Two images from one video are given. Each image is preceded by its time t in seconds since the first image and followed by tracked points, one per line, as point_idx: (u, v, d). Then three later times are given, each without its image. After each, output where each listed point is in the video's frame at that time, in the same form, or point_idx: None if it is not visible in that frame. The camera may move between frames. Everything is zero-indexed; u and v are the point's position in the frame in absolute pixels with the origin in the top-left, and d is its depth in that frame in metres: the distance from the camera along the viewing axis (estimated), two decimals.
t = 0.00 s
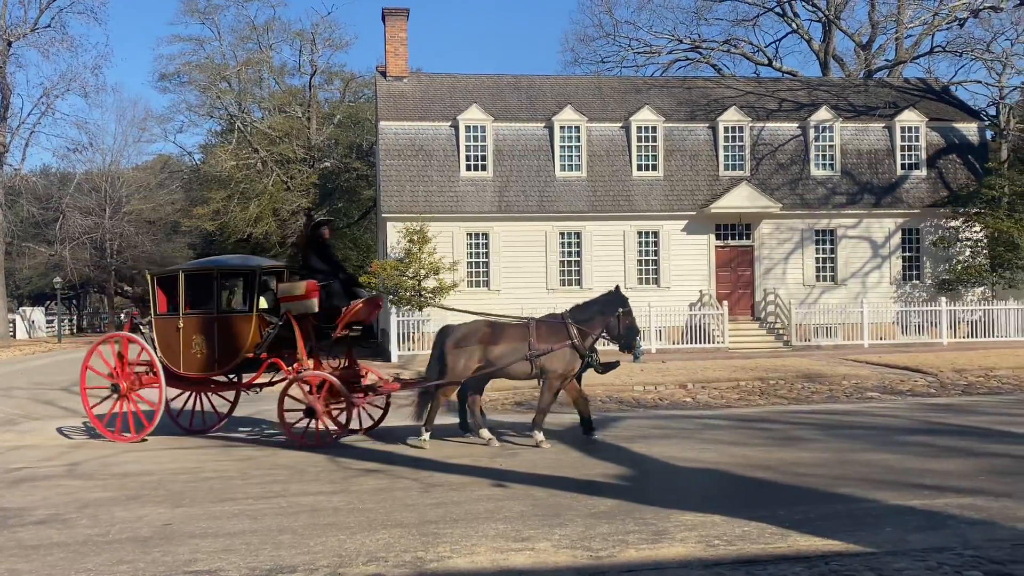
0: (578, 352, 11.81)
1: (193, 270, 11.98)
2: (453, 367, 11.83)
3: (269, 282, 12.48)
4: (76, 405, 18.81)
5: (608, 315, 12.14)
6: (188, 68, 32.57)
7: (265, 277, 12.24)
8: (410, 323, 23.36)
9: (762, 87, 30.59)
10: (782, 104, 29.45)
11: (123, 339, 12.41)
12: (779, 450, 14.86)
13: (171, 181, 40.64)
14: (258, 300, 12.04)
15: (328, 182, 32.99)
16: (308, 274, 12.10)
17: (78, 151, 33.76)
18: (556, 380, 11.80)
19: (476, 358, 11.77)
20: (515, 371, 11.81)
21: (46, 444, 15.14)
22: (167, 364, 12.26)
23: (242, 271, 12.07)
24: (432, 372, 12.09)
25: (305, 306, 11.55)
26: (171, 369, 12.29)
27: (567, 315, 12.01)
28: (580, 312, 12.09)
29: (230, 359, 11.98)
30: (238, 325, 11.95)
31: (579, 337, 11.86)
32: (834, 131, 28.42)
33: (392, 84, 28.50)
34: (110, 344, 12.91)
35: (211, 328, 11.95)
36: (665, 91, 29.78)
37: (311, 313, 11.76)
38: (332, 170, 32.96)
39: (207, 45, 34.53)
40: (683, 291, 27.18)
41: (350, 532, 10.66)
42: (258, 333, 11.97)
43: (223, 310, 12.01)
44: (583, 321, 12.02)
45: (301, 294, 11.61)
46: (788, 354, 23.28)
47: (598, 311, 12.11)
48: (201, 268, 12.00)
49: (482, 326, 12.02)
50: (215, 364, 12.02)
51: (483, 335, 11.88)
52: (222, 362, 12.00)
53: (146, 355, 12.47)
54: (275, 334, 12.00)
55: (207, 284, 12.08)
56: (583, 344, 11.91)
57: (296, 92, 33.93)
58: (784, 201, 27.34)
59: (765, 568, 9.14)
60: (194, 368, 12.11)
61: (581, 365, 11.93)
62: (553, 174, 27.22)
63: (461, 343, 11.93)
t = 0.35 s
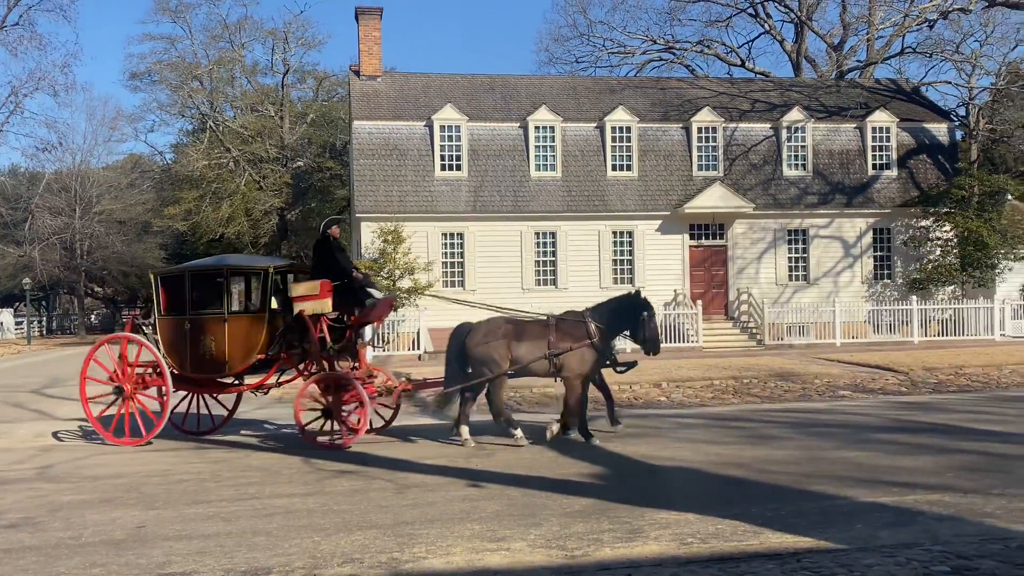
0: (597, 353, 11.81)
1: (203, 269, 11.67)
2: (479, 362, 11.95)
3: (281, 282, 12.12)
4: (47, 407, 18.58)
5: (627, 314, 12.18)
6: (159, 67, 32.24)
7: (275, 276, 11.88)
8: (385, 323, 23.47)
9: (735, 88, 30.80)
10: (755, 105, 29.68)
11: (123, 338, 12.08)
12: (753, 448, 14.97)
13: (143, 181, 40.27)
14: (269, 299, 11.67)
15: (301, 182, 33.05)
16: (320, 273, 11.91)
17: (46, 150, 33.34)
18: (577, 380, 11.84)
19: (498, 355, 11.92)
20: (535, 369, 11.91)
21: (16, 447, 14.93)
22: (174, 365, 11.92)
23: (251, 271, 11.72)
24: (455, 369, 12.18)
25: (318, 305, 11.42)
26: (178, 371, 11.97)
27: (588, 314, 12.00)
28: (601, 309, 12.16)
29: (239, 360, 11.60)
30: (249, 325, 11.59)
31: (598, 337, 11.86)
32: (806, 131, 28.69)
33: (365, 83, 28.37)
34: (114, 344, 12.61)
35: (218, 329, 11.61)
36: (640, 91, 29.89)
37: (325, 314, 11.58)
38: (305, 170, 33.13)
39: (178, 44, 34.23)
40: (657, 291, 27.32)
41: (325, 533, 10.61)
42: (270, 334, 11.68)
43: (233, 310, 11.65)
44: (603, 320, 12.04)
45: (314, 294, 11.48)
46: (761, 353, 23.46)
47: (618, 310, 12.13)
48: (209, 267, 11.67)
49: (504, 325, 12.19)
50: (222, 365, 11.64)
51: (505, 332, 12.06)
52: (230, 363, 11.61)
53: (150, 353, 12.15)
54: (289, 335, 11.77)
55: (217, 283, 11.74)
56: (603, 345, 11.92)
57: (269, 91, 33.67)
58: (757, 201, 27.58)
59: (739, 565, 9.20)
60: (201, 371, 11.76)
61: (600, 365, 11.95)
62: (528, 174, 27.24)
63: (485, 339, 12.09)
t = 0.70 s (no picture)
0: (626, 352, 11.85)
1: (216, 268, 11.28)
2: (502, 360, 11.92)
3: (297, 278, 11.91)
4: (22, 409, 18.40)
5: (655, 314, 12.20)
6: (134, 67, 32.00)
7: (293, 279, 11.72)
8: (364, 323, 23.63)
9: (710, 89, 31.05)
10: (730, 106, 29.95)
11: (128, 338, 11.73)
12: (728, 445, 15.13)
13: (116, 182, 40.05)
14: (287, 304, 11.51)
15: (278, 182, 33.06)
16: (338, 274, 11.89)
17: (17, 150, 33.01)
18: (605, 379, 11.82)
19: (521, 351, 11.92)
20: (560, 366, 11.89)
21: None
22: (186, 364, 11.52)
23: (270, 271, 11.47)
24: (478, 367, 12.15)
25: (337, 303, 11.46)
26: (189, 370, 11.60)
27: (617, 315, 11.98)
28: (630, 308, 12.11)
29: (257, 361, 11.38)
30: (267, 326, 11.37)
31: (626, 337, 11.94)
32: (780, 133, 29.05)
33: (342, 83, 28.31)
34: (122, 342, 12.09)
35: (236, 328, 11.32)
36: (616, 92, 30.07)
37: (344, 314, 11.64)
38: (282, 170, 33.05)
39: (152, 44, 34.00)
40: (634, 291, 27.48)
41: (304, 533, 10.61)
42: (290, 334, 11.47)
43: (250, 311, 11.36)
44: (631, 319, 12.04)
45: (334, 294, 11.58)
46: (736, 352, 23.69)
47: (646, 309, 12.15)
48: (224, 267, 11.28)
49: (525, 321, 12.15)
50: (239, 366, 11.41)
51: (532, 329, 12.01)
52: (248, 364, 11.39)
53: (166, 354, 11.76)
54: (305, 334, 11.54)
55: (232, 282, 11.37)
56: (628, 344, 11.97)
57: (244, 92, 33.52)
58: (732, 202, 27.84)
59: (715, 560, 9.31)
60: (215, 371, 11.44)
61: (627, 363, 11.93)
62: (505, 175, 27.33)
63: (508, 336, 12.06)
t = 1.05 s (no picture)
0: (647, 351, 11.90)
1: (235, 268, 11.37)
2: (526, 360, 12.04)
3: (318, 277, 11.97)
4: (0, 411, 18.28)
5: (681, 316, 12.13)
6: (113, 67, 31.83)
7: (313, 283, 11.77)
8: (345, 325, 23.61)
9: (690, 91, 31.23)
10: (710, 108, 30.15)
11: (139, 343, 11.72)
12: (707, 446, 15.23)
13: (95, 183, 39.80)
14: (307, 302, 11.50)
15: (258, 183, 32.84)
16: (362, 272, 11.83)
17: None
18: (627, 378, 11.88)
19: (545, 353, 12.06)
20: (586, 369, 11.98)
21: None
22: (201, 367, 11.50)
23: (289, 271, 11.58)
24: (502, 368, 12.34)
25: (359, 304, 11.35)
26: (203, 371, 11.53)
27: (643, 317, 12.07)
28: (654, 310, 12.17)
29: (276, 361, 11.33)
30: (286, 325, 11.34)
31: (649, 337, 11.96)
32: (759, 135, 29.28)
33: (323, 84, 28.27)
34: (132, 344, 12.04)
35: (253, 326, 11.31)
36: (597, 94, 30.19)
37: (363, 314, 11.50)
38: (262, 171, 32.80)
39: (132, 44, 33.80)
40: (615, 292, 27.60)
41: (284, 534, 10.61)
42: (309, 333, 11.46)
43: (270, 310, 11.42)
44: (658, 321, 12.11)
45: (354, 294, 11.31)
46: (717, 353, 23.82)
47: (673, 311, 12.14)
48: (243, 266, 11.38)
49: (555, 324, 12.23)
50: (258, 366, 11.36)
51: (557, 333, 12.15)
52: (267, 364, 11.35)
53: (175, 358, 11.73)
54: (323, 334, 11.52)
55: (251, 283, 11.45)
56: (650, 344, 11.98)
57: (225, 92, 33.43)
58: (711, 204, 28.03)
59: (693, 559, 9.38)
60: (232, 370, 11.40)
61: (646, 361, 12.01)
62: (487, 176, 27.38)
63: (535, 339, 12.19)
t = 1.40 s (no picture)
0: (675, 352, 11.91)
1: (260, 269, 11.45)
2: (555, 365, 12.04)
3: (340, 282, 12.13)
4: None
5: (707, 316, 12.15)
6: (97, 68, 31.67)
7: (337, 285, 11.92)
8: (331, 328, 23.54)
9: (676, 97, 31.36)
10: (695, 114, 30.28)
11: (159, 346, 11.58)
12: (691, 450, 15.28)
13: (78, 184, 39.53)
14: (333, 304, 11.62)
15: (243, 185, 32.94)
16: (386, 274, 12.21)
17: None
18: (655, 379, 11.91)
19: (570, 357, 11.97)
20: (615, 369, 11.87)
21: None
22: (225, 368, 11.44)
23: (313, 272, 11.76)
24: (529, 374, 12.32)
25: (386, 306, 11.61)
26: (225, 374, 11.50)
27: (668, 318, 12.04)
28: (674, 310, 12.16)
29: (303, 362, 11.34)
30: (313, 326, 11.37)
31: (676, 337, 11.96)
32: (744, 141, 29.42)
33: (309, 87, 28.20)
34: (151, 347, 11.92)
35: (279, 327, 11.29)
36: (582, 99, 30.26)
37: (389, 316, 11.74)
38: (247, 173, 32.88)
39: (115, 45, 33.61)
40: (600, 296, 27.66)
41: (267, 539, 10.57)
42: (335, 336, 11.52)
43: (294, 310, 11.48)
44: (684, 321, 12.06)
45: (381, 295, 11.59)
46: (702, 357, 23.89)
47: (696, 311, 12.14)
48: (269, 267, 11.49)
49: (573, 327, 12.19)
50: (283, 367, 11.35)
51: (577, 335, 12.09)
52: (293, 365, 11.35)
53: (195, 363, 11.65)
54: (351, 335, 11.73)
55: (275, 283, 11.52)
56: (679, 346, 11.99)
57: (209, 94, 33.35)
58: (696, 208, 28.14)
59: (676, 564, 9.41)
60: (252, 374, 11.37)
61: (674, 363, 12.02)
62: (473, 180, 27.39)
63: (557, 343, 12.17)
